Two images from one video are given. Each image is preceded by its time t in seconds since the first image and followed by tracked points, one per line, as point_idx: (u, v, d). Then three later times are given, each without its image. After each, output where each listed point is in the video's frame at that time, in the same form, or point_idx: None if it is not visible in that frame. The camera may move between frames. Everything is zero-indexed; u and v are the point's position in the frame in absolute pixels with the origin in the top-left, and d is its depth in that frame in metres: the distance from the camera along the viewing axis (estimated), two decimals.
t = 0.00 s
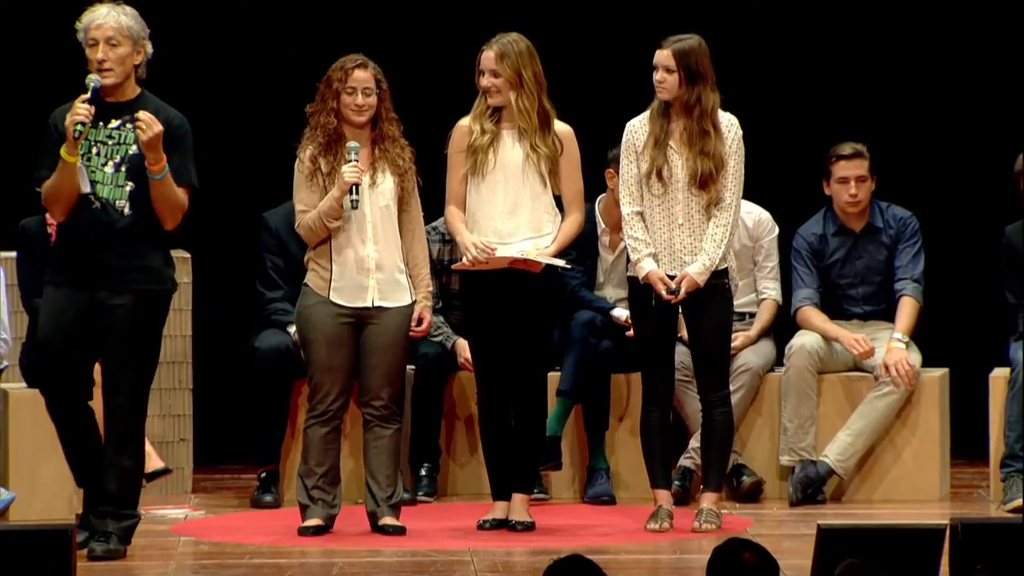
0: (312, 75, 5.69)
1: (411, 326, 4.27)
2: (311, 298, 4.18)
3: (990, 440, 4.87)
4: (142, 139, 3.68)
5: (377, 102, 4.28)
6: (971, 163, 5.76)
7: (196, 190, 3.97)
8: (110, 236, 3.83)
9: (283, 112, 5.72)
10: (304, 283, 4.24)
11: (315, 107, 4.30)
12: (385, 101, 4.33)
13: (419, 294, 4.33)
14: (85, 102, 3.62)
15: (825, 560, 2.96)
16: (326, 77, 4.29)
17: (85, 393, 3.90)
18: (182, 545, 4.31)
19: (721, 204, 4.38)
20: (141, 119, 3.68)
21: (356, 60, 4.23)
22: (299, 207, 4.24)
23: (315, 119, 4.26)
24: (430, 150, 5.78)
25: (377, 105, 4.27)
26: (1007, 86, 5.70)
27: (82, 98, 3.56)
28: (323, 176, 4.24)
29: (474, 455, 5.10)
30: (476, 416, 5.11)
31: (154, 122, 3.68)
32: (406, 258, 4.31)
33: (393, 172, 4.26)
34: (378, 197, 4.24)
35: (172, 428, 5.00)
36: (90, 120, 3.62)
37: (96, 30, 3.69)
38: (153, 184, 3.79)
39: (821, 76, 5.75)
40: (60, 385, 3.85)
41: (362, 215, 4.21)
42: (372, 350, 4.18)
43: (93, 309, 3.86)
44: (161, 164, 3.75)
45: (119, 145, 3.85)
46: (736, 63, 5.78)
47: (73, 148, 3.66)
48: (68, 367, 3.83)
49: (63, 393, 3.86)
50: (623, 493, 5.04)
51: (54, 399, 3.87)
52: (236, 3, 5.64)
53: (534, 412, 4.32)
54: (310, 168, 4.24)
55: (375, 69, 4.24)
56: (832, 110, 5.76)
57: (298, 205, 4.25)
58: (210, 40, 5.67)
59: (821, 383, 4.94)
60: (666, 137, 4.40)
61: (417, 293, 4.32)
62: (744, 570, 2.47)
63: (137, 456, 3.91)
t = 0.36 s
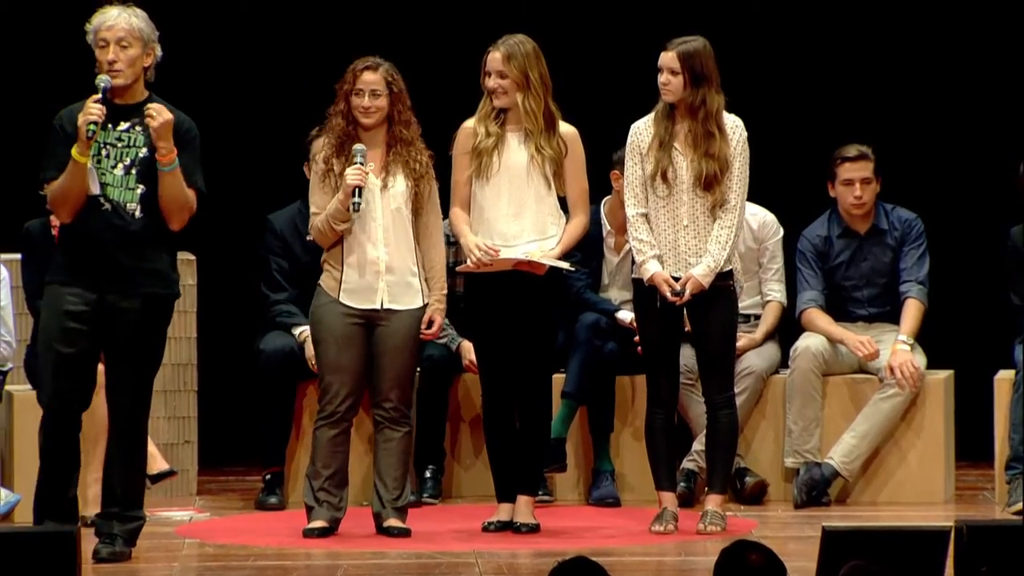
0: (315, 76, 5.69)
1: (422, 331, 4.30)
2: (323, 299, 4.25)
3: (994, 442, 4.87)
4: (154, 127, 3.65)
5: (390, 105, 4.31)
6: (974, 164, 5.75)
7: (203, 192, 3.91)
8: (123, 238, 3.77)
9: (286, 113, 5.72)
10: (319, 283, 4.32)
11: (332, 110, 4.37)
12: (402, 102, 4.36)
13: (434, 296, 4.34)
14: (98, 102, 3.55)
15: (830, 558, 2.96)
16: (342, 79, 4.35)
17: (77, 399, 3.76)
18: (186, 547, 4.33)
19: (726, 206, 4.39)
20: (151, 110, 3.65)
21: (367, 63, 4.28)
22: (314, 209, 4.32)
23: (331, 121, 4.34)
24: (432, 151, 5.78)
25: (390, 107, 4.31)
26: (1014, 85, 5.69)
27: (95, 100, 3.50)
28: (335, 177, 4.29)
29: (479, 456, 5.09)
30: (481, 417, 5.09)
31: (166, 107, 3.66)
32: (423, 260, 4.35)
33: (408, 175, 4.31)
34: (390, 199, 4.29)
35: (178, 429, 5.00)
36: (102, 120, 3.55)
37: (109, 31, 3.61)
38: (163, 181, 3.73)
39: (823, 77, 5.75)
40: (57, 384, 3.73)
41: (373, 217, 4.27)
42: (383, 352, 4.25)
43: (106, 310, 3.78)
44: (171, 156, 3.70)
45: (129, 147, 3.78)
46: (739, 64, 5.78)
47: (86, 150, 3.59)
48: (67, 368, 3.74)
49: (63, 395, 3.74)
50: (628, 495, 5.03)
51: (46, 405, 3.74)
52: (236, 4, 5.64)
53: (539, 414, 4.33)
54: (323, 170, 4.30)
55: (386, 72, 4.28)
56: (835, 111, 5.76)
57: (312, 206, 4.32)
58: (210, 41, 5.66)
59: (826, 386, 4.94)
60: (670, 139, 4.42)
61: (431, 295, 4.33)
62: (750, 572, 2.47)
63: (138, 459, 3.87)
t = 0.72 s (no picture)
0: (318, 76, 5.70)
1: (430, 332, 4.28)
2: (334, 299, 4.28)
3: (1003, 444, 4.86)
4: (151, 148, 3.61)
5: (405, 107, 4.35)
6: (979, 164, 5.74)
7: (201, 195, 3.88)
8: (124, 240, 3.74)
9: (293, 115, 5.73)
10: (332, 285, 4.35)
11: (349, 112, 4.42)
12: (418, 105, 4.39)
13: (446, 299, 4.31)
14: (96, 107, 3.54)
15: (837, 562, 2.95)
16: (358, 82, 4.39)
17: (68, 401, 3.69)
18: (195, 548, 4.37)
19: (734, 207, 4.39)
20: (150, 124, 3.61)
21: (381, 65, 4.32)
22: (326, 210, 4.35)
23: (347, 123, 4.38)
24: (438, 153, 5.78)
25: (404, 109, 4.34)
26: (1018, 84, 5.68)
27: (94, 104, 3.49)
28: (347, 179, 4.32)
29: (487, 457, 5.10)
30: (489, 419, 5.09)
31: (162, 127, 3.62)
32: (436, 262, 4.35)
33: (421, 177, 4.32)
34: (401, 201, 4.31)
35: (186, 429, 5.00)
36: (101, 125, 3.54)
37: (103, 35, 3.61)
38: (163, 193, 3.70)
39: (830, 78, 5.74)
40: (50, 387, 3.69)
41: (384, 219, 4.30)
42: (393, 354, 4.26)
43: (109, 311, 3.77)
44: (173, 172, 3.68)
45: (127, 150, 3.75)
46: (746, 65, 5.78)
47: (84, 154, 3.58)
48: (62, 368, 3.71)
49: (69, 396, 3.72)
50: (636, 496, 5.02)
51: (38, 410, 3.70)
52: (233, 3, 5.65)
53: (547, 416, 4.33)
54: (337, 171, 4.34)
55: (401, 74, 4.31)
56: (843, 112, 5.75)
57: (326, 207, 4.36)
58: (210, 42, 5.68)
59: (834, 387, 4.93)
60: (678, 140, 4.42)
61: (442, 297, 4.31)
62: (765, 572, 2.49)
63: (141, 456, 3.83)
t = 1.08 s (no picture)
0: (323, 77, 5.70)
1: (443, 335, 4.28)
2: (348, 302, 4.29)
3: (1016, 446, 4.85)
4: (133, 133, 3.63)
5: (420, 110, 4.36)
6: (986, 164, 5.74)
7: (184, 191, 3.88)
8: (112, 242, 3.74)
9: (305, 118, 5.73)
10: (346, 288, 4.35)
11: (365, 114, 4.44)
12: (434, 107, 4.41)
13: (460, 301, 4.32)
14: (76, 105, 3.56)
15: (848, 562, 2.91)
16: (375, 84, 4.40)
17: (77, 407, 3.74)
18: (207, 550, 4.38)
19: (746, 209, 4.39)
20: (133, 112, 3.65)
21: (396, 67, 4.33)
22: (341, 213, 4.36)
23: (363, 125, 4.40)
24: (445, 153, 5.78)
25: (419, 112, 4.35)
26: None
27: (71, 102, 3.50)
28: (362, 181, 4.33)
29: (499, 459, 5.08)
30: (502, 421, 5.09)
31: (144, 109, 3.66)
32: (451, 264, 4.36)
33: (435, 179, 4.33)
34: (416, 203, 4.32)
35: (198, 431, 5.01)
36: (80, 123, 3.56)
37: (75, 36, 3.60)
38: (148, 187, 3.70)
39: (842, 80, 5.74)
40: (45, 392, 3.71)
41: (398, 221, 4.30)
42: (406, 356, 4.27)
43: (104, 315, 3.76)
44: (154, 161, 3.68)
45: (107, 150, 3.75)
46: (758, 68, 5.78)
47: (65, 153, 3.58)
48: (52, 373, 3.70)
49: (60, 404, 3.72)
50: (647, 500, 5.01)
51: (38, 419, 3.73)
52: (235, 3, 5.65)
53: (559, 418, 4.33)
54: (352, 174, 4.35)
55: (417, 76, 4.32)
56: (854, 114, 5.75)
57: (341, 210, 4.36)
58: (212, 44, 5.68)
59: (846, 390, 4.93)
60: (690, 142, 4.42)
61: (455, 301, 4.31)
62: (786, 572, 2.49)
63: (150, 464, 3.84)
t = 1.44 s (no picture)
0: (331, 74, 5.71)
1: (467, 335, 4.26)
2: (371, 303, 4.30)
3: None
4: (121, 157, 3.45)
5: (444, 111, 4.36)
6: (997, 159, 5.73)
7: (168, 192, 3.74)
8: (100, 242, 3.61)
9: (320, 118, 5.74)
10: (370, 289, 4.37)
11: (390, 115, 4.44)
12: (458, 108, 4.40)
13: (484, 302, 4.31)
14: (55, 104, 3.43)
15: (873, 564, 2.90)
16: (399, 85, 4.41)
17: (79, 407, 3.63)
18: (231, 551, 4.39)
19: (769, 210, 4.40)
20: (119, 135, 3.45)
21: (420, 68, 4.33)
22: (365, 214, 4.37)
23: (386, 127, 4.41)
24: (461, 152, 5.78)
25: (443, 113, 4.36)
26: None
27: (51, 102, 3.39)
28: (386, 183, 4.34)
29: (521, 461, 5.09)
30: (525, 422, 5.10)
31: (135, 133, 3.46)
32: (474, 265, 4.35)
33: (458, 180, 4.33)
34: (439, 204, 4.32)
35: (223, 432, 5.05)
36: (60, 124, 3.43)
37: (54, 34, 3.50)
38: (134, 199, 3.56)
39: (863, 83, 5.75)
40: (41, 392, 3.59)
41: (421, 223, 4.31)
42: (429, 357, 4.27)
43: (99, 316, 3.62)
44: (139, 178, 3.52)
45: (89, 151, 3.61)
46: (779, 70, 5.80)
47: (45, 154, 3.44)
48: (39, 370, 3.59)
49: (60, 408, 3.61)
50: (671, 501, 5.02)
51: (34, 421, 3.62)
52: (233, 2, 5.65)
53: (583, 418, 4.34)
54: (376, 175, 4.36)
55: (440, 78, 4.32)
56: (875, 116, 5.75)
57: (365, 211, 4.37)
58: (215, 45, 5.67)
59: (870, 391, 4.93)
60: (713, 143, 4.42)
61: (478, 302, 4.30)
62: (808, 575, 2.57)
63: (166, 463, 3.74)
